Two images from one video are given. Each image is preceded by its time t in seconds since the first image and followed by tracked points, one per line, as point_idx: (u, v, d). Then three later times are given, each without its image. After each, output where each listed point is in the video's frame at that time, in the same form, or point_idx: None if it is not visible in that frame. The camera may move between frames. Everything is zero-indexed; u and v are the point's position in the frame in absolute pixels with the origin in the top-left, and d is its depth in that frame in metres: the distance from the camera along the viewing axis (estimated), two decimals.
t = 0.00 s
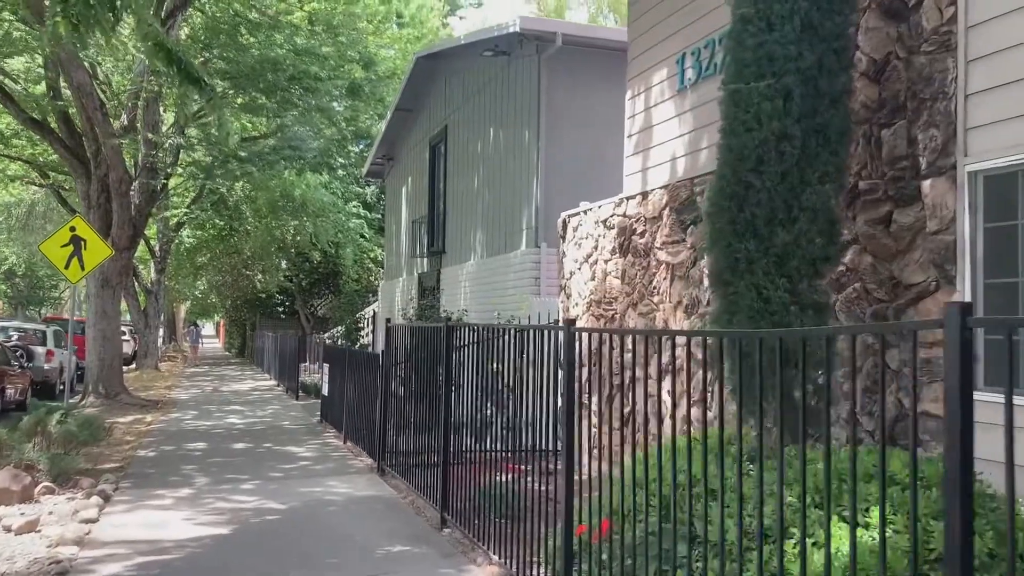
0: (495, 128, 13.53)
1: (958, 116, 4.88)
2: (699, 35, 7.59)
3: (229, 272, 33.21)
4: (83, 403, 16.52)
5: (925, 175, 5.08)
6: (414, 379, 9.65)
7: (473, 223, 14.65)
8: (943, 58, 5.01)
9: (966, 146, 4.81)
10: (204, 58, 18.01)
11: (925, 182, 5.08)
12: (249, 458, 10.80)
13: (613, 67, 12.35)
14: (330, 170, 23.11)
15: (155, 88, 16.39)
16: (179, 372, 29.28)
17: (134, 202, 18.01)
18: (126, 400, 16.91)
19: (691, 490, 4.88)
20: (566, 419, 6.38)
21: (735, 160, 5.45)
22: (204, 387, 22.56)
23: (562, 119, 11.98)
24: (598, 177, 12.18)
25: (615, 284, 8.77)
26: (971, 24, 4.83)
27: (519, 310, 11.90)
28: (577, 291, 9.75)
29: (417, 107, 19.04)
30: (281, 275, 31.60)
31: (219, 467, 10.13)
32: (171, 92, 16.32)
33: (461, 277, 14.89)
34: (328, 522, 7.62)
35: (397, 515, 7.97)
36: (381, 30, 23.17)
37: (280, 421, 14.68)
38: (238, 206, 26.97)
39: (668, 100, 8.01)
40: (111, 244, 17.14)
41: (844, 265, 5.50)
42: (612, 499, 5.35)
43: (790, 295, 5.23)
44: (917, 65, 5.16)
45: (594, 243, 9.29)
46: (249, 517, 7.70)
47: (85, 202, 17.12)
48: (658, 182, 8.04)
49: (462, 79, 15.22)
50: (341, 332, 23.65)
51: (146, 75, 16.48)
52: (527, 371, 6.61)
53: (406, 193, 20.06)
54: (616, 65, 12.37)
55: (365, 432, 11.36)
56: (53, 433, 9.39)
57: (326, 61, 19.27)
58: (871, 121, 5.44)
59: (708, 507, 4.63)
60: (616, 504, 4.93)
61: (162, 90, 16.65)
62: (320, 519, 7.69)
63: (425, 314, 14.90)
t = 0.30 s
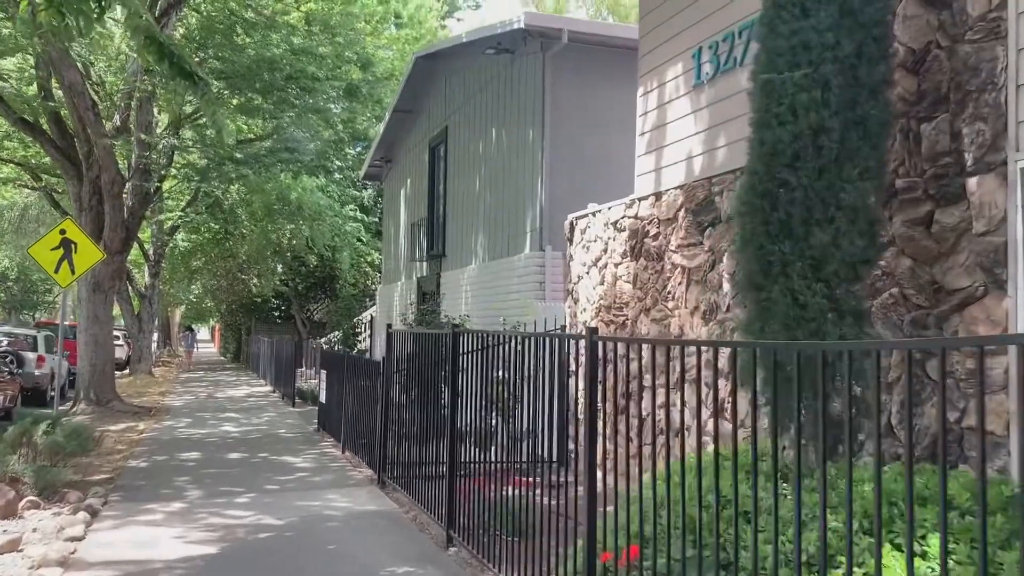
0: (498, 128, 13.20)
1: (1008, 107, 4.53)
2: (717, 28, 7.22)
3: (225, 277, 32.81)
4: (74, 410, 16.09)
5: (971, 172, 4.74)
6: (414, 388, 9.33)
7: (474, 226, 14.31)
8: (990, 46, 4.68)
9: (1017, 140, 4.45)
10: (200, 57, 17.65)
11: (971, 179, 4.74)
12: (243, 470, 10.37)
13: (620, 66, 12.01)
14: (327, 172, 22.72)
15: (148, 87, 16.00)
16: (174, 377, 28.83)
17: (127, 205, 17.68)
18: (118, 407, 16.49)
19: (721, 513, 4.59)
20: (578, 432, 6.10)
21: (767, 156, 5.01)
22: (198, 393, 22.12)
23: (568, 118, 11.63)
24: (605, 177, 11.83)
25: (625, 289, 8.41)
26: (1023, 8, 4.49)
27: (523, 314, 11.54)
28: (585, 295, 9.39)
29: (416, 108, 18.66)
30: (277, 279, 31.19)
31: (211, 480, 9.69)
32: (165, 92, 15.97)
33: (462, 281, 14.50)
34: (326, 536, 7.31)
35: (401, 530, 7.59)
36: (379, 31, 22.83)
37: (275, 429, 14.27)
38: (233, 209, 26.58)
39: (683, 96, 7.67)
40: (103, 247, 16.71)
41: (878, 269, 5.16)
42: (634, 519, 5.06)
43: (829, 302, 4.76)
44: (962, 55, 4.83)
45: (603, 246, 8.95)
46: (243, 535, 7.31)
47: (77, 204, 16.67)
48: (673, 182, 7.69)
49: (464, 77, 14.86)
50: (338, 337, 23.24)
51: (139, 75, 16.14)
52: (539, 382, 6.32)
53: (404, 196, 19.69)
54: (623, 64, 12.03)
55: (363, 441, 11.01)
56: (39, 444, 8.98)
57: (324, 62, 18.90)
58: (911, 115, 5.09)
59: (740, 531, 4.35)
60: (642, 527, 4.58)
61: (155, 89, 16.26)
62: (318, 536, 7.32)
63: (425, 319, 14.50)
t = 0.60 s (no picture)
0: (499, 123, 12.84)
1: None
2: (735, 11, 6.86)
3: (220, 277, 32.41)
4: (64, 413, 15.69)
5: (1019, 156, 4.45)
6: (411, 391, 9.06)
7: (474, 223, 13.95)
8: None
9: None
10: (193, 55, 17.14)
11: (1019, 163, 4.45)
12: (237, 475, 10.00)
13: (627, 59, 11.65)
14: (324, 171, 22.36)
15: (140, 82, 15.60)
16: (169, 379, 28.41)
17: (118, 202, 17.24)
18: (109, 410, 16.09)
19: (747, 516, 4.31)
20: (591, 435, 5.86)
21: (801, 138, 4.76)
22: (193, 395, 21.71)
23: (572, 111, 11.26)
24: (610, 172, 11.47)
25: (635, 286, 8.06)
26: None
27: (526, 314, 11.17)
28: (592, 293, 9.03)
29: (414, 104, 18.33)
30: (271, 280, 30.81)
31: (204, 485, 9.33)
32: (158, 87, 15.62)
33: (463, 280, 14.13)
34: (323, 545, 6.97)
35: (400, 540, 7.23)
36: (375, 27, 22.52)
37: (271, 432, 13.89)
38: (229, 209, 26.19)
39: (698, 83, 7.31)
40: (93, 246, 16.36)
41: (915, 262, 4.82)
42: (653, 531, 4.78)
43: (868, 296, 4.47)
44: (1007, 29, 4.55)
45: (612, 241, 8.59)
46: (236, 544, 6.94)
47: (67, 202, 16.25)
48: (686, 173, 7.35)
49: (464, 72, 14.50)
50: (335, 338, 22.86)
51: (131, 69, 15.80)
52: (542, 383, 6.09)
53: (402, 194, 19.33)
54: (629, 55, 11.67)
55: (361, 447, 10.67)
56: (23, 449, 8.61)
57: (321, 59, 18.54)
58: (951, 96, 4.80)
59: (772, 541, 4.04)
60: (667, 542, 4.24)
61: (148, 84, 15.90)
62: (314, 545, 6.95)
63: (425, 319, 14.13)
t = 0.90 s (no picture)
0: (501, 121, 12.46)
1: None
2: None
3: (215, 279, 31.98)
4: (53, 420, 15.25)
5: None
6: (409, 399, 8.74)
7: (475, 224, 13.55)
8: None
9: None
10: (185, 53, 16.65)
11: None
12: (230, 486, 9.59)
13: (636, 54, 11.25)
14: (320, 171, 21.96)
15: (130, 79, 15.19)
16: (162, 382, 27.94)
17: (109, 202, 16.79)
18: (99, 415, 15.66)
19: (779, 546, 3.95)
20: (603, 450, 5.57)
21: (843, 129, 4.41)
22: (186, 399, 21.28)
23: (577, 108, 10.88)
24: (617, 171, 11.09)
25: (647, 290, 7.67)
26: None
27: (531, 318, 10.80)
28: (601, 297, 8.63)
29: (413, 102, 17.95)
30: (267, 281, 30.39)
31: (195, 498, 8.92)
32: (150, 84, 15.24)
33: (463, 282, 13.74)
34: (319, 564, 6.57)
35: (400, 558, 6.83)
36: (373, 25, 22.16)
37: (265, 439, 13.48)
38: (224, 209, 25.79)
39: (715, 76, 6.94)
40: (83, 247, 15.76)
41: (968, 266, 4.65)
42: (676, 560, 4.44)
43: (920, 302, 4.10)
44: None
45: (621, 243, 8.20)
46: (227, 564, 6.53)
47: (56, 202, 15.80)
48: (702, 172, 6.99)
49: (466, 69, 14.11)
50: (332, 341, 22.45)
51: (122, 65, 15.41)
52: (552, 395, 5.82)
53: (400, 194, 18.94)
54: (637, 51, 11.27)
55: (359, 456, 10.29)
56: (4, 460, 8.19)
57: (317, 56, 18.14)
58: (1005, 86, 4.58)
59: None
60: None
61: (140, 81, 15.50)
62: (310, 565, 6.55)
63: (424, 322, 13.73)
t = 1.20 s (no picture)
0: (506, 118, 12.09)
1: None
2: None
3: (212, 279, 31.59)
4: (45, 424, 14.87)
5: None
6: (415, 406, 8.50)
7: (479, 223, 13.19)
8: None
9: None
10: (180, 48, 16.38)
11: None
12: (228, 494, 9.22)
13: (646, 49, 10.90)
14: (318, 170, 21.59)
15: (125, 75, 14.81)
16: (158, 384, 27.51)
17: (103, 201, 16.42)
18: (93, 419, 15.27)
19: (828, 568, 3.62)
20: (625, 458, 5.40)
21: (903, 115, 4.10)
22: (182, 402, 20.88)
23: (586, 103, 10.52)
24: (628, 168, 10.74)
25: (665, 291, 7.31)
26: None
27: (539, 319, 10.42)
28: (614, 298, 8.26)
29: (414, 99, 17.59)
30: (264, 282, 29.99)
31: (193, 507, 8.55)
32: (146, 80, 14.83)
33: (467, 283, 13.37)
34: None
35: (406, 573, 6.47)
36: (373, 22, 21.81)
37: (263, 444, 13.11)
38: (220, 209, 25.38)
39: (739, 66, 6.59)
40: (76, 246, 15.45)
41: None
42: None
43: (989, 303, 3.84)
44: None
45: (636, 241, 7.84)
46: None
47: (49, 200, 15.30)
48: (725, 167, 6.64)
49: (469, 64, 13.77)
50: (331, 343, 22.06)
51: (116, 61, 15.04)
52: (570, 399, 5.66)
53: (401, 193, 18.58)
54: (648, 43, 10.91)
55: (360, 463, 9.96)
56: None
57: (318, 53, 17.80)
58: None
59: None
60: None
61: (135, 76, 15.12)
62: None
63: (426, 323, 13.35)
